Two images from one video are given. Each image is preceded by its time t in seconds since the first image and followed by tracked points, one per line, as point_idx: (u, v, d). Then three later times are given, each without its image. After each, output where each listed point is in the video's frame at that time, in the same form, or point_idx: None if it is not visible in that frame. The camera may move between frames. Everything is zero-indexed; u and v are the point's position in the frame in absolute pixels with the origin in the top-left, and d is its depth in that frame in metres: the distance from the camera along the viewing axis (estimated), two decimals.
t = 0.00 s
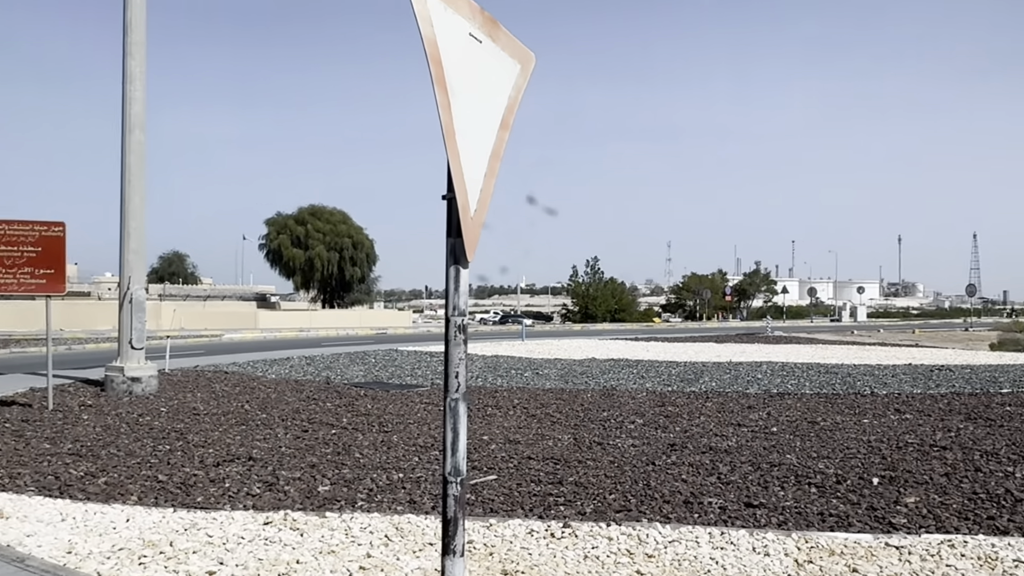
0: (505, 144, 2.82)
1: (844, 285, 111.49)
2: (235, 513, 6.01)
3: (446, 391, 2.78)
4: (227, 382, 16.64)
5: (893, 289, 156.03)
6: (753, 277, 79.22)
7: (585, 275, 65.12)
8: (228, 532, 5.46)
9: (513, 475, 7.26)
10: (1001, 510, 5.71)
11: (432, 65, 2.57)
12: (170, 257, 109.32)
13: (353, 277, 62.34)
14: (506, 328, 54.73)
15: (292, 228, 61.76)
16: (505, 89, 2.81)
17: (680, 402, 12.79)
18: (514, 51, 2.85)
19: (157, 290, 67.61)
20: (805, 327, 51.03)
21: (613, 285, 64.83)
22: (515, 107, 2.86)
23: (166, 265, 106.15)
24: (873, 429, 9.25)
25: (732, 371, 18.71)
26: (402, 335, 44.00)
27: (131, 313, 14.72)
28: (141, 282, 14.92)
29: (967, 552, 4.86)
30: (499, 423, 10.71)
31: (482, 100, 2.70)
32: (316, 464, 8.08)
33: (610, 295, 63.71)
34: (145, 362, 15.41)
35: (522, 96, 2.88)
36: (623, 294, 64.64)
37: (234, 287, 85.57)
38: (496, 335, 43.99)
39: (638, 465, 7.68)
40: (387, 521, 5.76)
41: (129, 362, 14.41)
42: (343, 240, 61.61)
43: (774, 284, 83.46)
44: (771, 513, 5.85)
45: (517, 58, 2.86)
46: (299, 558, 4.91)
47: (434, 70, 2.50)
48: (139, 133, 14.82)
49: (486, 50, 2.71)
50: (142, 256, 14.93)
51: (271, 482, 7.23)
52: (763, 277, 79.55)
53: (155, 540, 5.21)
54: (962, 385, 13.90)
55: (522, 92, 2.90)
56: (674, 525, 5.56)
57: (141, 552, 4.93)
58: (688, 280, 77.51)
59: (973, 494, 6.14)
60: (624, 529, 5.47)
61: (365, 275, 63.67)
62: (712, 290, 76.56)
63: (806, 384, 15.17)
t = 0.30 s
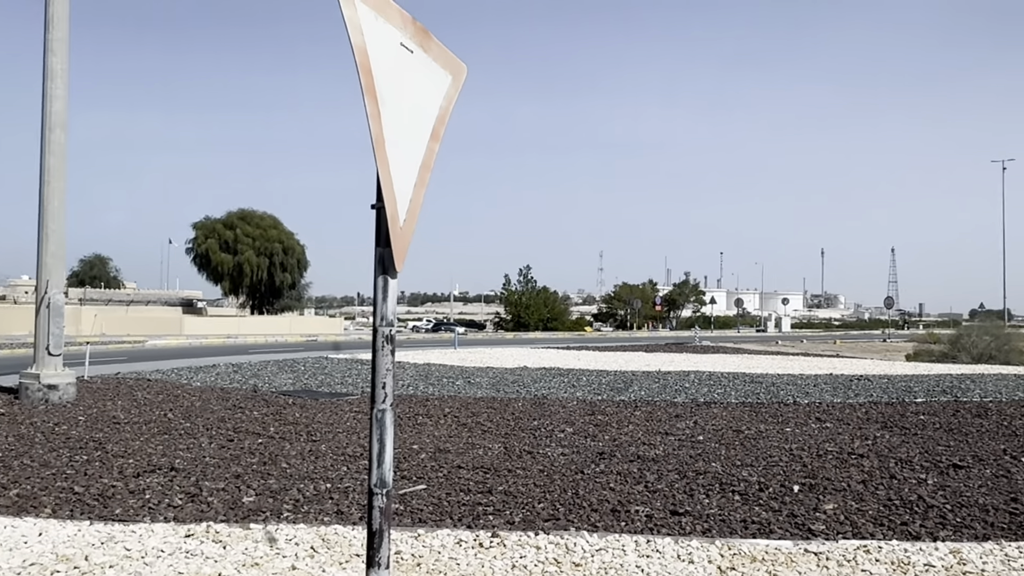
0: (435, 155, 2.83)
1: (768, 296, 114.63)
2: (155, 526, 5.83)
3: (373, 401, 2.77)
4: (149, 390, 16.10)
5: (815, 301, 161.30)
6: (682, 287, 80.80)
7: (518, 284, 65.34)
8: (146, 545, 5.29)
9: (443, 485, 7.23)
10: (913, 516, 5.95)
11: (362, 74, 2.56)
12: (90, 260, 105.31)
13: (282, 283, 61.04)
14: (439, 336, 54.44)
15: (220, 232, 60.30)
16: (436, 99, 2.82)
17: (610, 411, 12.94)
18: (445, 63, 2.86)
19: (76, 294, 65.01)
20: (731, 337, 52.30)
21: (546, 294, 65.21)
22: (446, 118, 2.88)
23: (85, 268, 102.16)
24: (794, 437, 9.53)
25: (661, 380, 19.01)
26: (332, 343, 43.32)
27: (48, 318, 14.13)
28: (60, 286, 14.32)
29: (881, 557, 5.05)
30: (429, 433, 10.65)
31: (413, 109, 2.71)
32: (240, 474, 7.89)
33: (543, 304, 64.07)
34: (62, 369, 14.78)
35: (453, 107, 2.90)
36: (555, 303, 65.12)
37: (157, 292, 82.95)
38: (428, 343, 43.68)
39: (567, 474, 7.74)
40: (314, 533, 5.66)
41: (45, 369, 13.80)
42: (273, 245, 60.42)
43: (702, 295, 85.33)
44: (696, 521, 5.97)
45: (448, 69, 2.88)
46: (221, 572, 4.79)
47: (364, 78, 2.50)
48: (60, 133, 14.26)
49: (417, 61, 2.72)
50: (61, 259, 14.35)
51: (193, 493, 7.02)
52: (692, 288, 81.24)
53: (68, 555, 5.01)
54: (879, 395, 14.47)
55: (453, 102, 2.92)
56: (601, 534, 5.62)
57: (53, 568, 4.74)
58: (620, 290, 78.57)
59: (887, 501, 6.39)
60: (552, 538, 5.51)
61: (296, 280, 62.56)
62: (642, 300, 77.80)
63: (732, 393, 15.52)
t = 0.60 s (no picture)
0: (367, 160, 2.81)
1: (697, 304, 117.03)
2: (72, 538, 5.60)
3: (301, 409, 2.73)
4: (67, 397, 15.44)
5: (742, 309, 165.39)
6: (613, 294, 81.89)
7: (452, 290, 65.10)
8: (61, 559, 5.07)
9: (373, 492, 7.15)
10: (834, 520, 6.16)
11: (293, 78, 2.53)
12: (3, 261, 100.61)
13: (210, 288, 59.50)
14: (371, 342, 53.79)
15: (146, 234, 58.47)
16: (369, 105, 2.80)
17: (542, 418, 13.01)
18: (379, 68, 2.84)
19: None
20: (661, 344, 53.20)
21: (479, 300, 65.11)
22: (379, 123, 2.86)
23: None
24: (721, 443, 9.75)
25: (592, 387, 19.18)
26: (261, 348, 42.36)
27: None
28: None
29: (803, 560, 5.20)
30: (360, 439, 10.51)
31: (345, 114, 2.68)
32: (163, 483, 7.65)
33: (476, 311, 63.96)
34: None
35: (386, 113, 2.88)
36: (489, 310, 65.10)
37: (76, 295, 79.76)
38: (360, 349, 43.10)
39: (499, 481, 7.75)
40: (240, 543, 5.53)
41: None
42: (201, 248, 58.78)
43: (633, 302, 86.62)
44: (625, 526, 6.05)
45: (381, 74, 2.85)
46: None
47: (295, 82, 2.47)
48: None
49: (350, 65, 2.69)
50: None
51: (113, 504, 6.77)
52: (623, 295, 82.41)
53: None
54: (802, 401, 14.93)
55: (386, 108, 2.90)
56: (532, 540, 5.65)
57: None
58: (553, 297, 79.09)
59: (808, 505, 6.59)
60: (483, 545, 5.50)
61: (224, 284, 61.03)
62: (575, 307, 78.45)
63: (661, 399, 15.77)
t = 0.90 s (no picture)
0: (303, 161, 2.78)
1: (635, 309, 118.64)
2: None
3: (232, 414, 2.68)
4: None
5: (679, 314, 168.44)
6: (553, 297, 82.34)
7: (391, 293, 64.52)
8: None
9: (307, 498, 7.03)
10: (765, 521, 6.30)
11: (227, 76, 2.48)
12: None
13: (142, 290, 57.77)
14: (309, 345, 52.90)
15: (74, 234, 56.49)
16: (305, 105, 2.76)
17: (480, 421, 13.00)
18: (314, 67, 2.80)
19: None
20: (599, 348, 53.64)
21: (418, 303, 64.67)
22: (315, 125, 2.82)
23: None
24: (656, 446, 9.89)
25: (532, 391, 19.23)
26: (194, 351, 41.26)
27: None
28: None
29: (735, 560, 5.32)
30: (295, 444, 10.34)
31: (280, 113, 2.64)
32: (89, 491, 7.39)
33: (416, 314, 63.56)
34: None
35: (322, 114, 2.85)
36: (428, 313, 64.73)
37: None
38: (298, 352, 42.39)
39: (436, 485, 7.71)
40: (169, 551, 5.38)
41: None
42: (132, 248, 57.04)
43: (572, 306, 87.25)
44: (562, 530, 6.09)
45: (317, 74, 2.81)
46: None
47: (228, 80, 2.42)
48: None
49: (285, 65, 2.65)
50: None
51: (36, 512, 6.52)
52: (563, 299, 82.95)
53: None
54: (736, 404, 15.26)
55: (322, 109, 2.86)
56: (469, 545, 5.64)
57: None
58: (493, 300, 79.14)
59: (741, 506, 6.73)
60: (420, 550, 5.47)
61: (157, 286, 59.35)
62: (515, 311, 78.63)
63: (598, 403, 15.90)
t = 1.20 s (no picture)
0: (247, 158, 2.73)
1: (585, 309, 119.45)
2: None
3: (173, 415, 2.62)
4: None
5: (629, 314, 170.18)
6: (503, 298, 82.31)
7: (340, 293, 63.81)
8: None
9: (253, 501, 6.91)
10: (711, 518, 6.41)
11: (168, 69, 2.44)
12: None
13: (82, 289, 56.13)
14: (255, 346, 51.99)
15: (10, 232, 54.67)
16: (250, 101, 2.72)
17: (429, 422, 12.95)
18: (260, 63, 2.76)
19: None
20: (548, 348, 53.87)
21: (368, 303, 64.09)
22: (260, 121, 2.78)
23: None
24: (605, 445, 9.98)
25: (481, 391, 19.22)
26: (135, 352, 40.23)
27: None
28: None
29: (681, 557, 5.39)
30: (240, 446, 10.16)
31: (224, 108, 2.60)
32: (25, 496, 7.16)
33: (364, 314, 62.98)
34: None
35: (267, 110, 2.81)
36: (378, 313, 64.18)
37: None
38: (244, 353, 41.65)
39: (385, 486, 7.66)
40: (108, 556, 5.25)
41: None
42: (72, 247, 55.41)
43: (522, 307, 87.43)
44: (511, 529, 6.10)
45: (261, 69, 2.77)
46: None
47: (169, 73, 2.37)
48: None
49: (229, 59, 2.61)
50: None
51: None
52: (513, 299, 82.99)
53: None
54: (683, 403, 15.47)
55: (267, 105, 2.82)
56: (418, 546, 5.61)
57: None
58: (443, 301, 78.87)
59: (688, 504, 6.83)
60: (367, 552, 5.42)
61: (97, 285, 57.75)
62: (465, 312, 78.49)
63: (548, 403, 15.96)
